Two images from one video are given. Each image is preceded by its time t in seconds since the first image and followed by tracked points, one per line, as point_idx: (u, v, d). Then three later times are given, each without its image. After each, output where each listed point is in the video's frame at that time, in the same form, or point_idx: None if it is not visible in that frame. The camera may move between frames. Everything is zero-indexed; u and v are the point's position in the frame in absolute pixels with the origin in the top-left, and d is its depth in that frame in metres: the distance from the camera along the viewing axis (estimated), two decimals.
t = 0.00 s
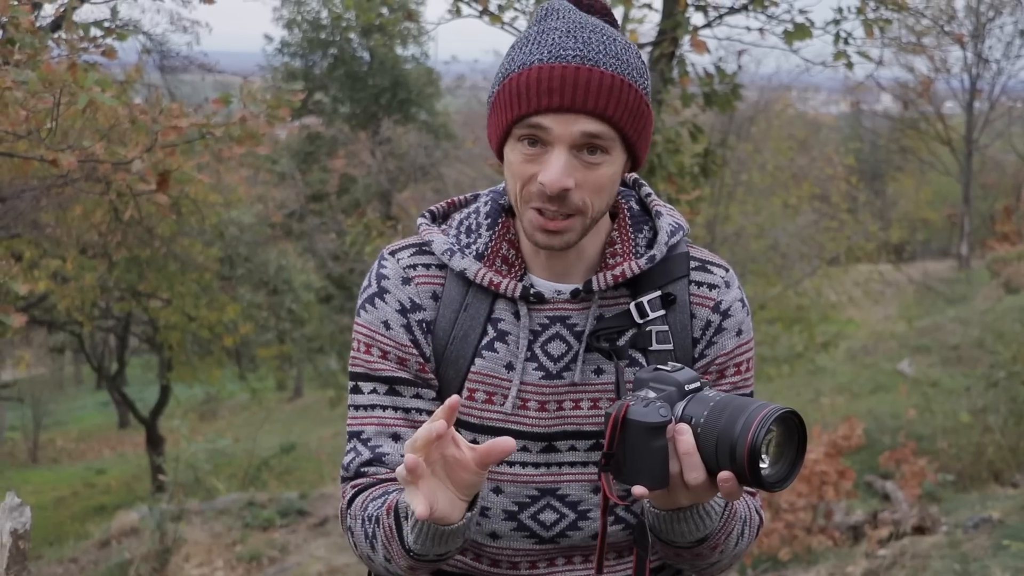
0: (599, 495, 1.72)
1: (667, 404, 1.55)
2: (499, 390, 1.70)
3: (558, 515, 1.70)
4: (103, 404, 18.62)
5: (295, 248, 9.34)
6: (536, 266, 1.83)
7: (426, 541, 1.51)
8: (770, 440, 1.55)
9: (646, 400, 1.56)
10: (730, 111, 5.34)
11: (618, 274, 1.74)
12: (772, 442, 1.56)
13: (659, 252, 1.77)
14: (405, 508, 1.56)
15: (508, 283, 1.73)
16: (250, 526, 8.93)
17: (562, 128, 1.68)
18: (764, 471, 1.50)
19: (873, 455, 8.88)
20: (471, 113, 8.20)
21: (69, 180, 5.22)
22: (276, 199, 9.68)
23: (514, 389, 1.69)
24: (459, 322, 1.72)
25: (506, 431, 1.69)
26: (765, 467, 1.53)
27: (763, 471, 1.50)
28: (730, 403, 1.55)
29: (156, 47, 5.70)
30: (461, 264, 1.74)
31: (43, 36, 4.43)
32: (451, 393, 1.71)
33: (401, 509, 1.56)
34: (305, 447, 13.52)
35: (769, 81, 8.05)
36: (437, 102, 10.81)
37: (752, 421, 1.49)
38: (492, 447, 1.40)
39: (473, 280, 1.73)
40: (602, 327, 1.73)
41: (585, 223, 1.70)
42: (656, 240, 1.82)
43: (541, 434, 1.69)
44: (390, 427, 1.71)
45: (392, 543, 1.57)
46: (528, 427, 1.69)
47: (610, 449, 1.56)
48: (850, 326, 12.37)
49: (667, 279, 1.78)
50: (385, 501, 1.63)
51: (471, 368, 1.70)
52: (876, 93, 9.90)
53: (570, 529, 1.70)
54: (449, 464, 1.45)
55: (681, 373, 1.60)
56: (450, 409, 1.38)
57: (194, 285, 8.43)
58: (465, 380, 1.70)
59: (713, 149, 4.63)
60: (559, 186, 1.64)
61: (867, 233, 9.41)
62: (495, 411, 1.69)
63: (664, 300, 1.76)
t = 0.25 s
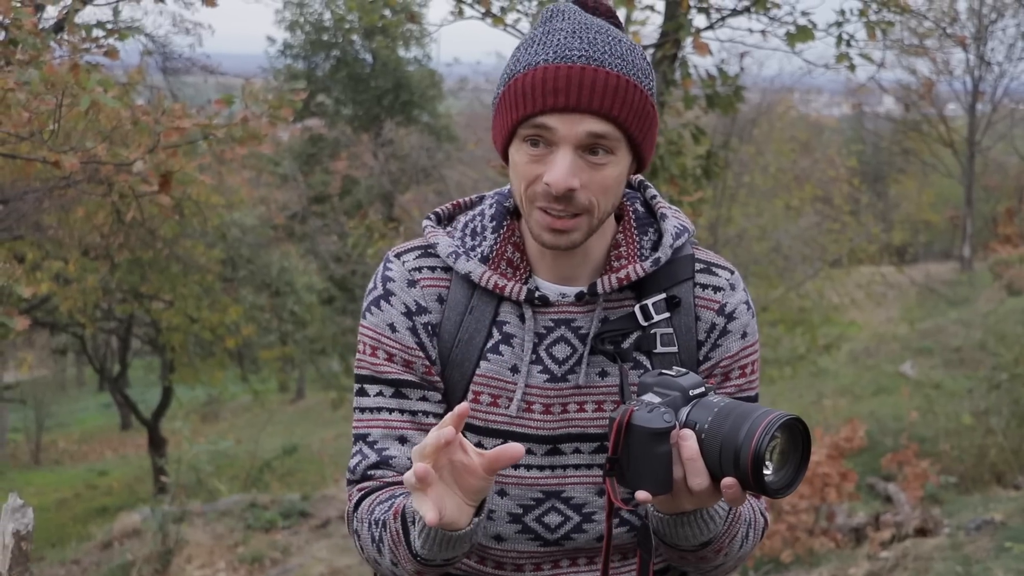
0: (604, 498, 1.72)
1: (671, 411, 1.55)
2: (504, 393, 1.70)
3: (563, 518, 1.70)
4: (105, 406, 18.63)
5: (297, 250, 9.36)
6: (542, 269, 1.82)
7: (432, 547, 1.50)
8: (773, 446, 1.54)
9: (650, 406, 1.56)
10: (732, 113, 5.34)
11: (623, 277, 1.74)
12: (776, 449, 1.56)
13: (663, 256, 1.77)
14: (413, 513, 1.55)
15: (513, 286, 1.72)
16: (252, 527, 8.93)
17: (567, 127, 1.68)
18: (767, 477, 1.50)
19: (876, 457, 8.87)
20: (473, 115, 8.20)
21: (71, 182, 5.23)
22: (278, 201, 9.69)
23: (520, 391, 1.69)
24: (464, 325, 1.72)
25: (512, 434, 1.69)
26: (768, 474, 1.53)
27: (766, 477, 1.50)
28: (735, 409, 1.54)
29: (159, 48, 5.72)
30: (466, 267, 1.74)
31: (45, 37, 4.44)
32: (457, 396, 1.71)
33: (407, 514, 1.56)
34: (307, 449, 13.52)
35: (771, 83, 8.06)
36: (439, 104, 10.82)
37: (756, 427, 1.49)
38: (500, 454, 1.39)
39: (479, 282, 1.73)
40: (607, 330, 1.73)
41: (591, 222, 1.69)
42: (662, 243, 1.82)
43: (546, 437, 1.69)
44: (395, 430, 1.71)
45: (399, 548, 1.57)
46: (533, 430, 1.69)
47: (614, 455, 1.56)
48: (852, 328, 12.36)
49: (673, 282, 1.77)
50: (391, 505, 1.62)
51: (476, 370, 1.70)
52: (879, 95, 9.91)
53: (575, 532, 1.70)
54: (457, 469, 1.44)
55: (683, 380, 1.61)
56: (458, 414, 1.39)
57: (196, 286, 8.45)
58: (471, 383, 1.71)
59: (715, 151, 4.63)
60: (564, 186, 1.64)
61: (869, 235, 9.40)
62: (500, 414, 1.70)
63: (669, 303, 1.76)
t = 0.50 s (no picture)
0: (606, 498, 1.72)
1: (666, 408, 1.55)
2: (505, 393, 1.70)
3: (564, 518, 1.70)
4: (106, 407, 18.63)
5: (298, 251, 9.37)
6: (543, 269, 1.83)
7: (437, 548, 1.50)
8: (768, 444, 1.54)
9: (646, 403, 1.56)
10: (734, 114, 5.35)
11: (624, 278, 1.74)
12: (771, 446, 1.56)
13: (664, 255, 1.77)
14: (415, 514, 1.55)
15: (514, 285, 1.73)
16: (252, 529, 8.93)
17: (560, 123, 1.68)
18: (762, 474, 1.50)
19: (876, 458, 8.87)
20: (474, 116, 8.21)
21: (72, 182, 5.23)
22: (279, 201, 9.70)
23: (521, 392, 1.69)
24: (466, 325, 1.73)
25: (512, 434, 1.69)
26: (764, 472, 1.52)
27: (762, 474, 1.50)
28: (731, 408, 1.54)
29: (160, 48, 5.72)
30: (467, 267, 1.74)
31: (46, 37, 4.45)
32: (457, 396, 1.72)
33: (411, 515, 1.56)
34: (308, 451, 13.51)
35: (773, 84, 8.06)
36: (441, 105, 10.83)
37: (751, 425, 1.49)
38: (509, 455, 1.40)
39: (479, 282, 1.73)
40: (607, 330, 1.73)
41: (586, 219, 1.69)
42: (663, 243, 1.82)
43: (547, 437, 1.69)
44: (396, 430, 1.71)
45: (401, 546, 1.56)
46: (534, 430, 1.69)
47: (611, 451, 1.56)
48: (853, 330, 12.36)
49: (673, 282, 1.78)
50: (394, 504, 1.62)
51: (477, 370, 1.71)
52: (881, 96, 9.90)
53: (577, 532, 1.70)
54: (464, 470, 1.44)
55: (681, 377, 1.61)
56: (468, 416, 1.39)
57: (197, 287, 8.46)
58: (472, 384, 1.71)
59: (716, 153, 4.64)
60: (558, 182, 1.64)
61: (870, 237, 9.40)
62: (501, 414, 1.70)
63: (670, 303, 1.76)
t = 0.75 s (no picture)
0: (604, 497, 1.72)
1: (665, 391, 1.57)
2: (500, 394, 1.71)
3: (562, 518, 1.69)
4: (103, 409, 18.62)
5: (295, 252, 9.37)
6: (536, 269, 1.84)
7: (443, 478, 1.46)
8: (767, 424, 1.55)
9: (645, 386, 1.57)
10: (730, 115, 5.36)
11: (617, 276, 1.75)
12: (770, 426, 1.56)
13: (657, 253, 1.77)
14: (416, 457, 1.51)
15: (507, 286, 1.74)
16: (250, 530, 8.93)
17: (559, 112, 1.69)
18: (762, 455, 1.50)
19: (874, 458, 8.88)
20: (471, 118, 8.21)
21: (69, 184, 5.23)
22: (276, 203, 9.71)
23: (516, 392, 1.71)
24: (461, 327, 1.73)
25: (508, 435, 1.70)
26: (764, 452, 1.53)
27: (762, 455, 1.50)
28: (727, 388, 1.55)
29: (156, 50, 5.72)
30: (460, 268, 1.74)
31: (41, 40, 4.45)
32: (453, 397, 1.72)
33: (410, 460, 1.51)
34: (306, 452, 13.51)
35: (769, 85, 8.07)
36: (438, 107, 10.84)
37: (750, 405, 1.50)
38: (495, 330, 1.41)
39: (473, 284, 1.74)
40: (601, 329, 1.74)
41: (585, 206, 1.69)
42: (655, 241, 1.82)
43: (543, 437, 1.69)
44: (394, 431, 1.70)
45: (405, 500, 1.51)
46: (530, 431, 1.69)
47: (610, 436, 1.58)
48: (850, 330, 12.37)
49: (667, 280, 1.78)
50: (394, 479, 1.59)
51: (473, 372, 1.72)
52: (877, 97, 9.92)
53: (575, 532, 1.70)
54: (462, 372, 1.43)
55: (679, 362, 1.62)
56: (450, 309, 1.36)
57: (194, 289, 8.45)
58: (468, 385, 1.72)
59: (712, 153, 4.64)
60: (557, 169, 1.65)
61: (867, 237, 9.42)
62: (497, 415, 1.70)
63: (664, 301, 1.76)
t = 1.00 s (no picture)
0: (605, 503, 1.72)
1: (676, 393, 1.57)
2: (499, 400, 1.70)
3: (564, 524, 1.69)
4: (102, 410, 18.60)
5: (294, 253, 9.37)
6: (533, 272, 1.84)
7: (441, 521, 1.51)
8: (780, 423, 1.56)
9: (655, 388, 1.58)
10: (729, 116, 5.35)
11: (616, 279, 1.75)
12: (783, 425, 1.57)
13: (655, 255, 1.78)
14: (412, 491, 1.55)
15: (505, 291, 1.73)
16: (249, 531, 8.91)
17: (555, 102, 1.69)
18: (775, 455, 1.50)
19: (872, 460, 8.88)
20: (470, 119, 8.21)
21: (68, 185, 5.22)
22: (275, 204, 9.72)
23: (515, 398, 1.70)
24: (458, 333, 1.73)
25: (508, 441, 1.69)
26: (777, 451, 1.53)
27: (775, 454, 1.50)
28: (740, 387, 1.55)
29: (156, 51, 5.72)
30: (457, 274, 1.74)
31: (40, 40, 4.44)
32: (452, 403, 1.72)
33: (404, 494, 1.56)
34: (304, 454, 13.50)
35: (769, 87, 8.07)
36: (437, 108, 10.84)
37: (762, 405, 1.50)
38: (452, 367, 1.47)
39: (471, 290, 1.73)
40: (600, 333, 1.74)
41: (582, 197, 1.69)
42: (653, 242, 1.82)
43: (544, 442, 1.69)
44: (394, 439, 1.71)
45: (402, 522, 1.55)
46: (531, 437, 1.69)
47: (619, 439, 1.58)
48: (849, 331, 12.37)
49: (665, 281, 1.78)
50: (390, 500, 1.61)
51: (471, 378, 1.71)
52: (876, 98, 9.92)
53: (576, 538, 1.70)
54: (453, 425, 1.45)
55: (687, 363, 1.62)
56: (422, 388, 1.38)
57: (193, 289, 8.45)
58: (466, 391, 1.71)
59: (711, 154, 4.64)
60: (555, 158, 1.64)
61: (866, 238, 9.42)
62: (496, 421, 1.70)
63: (663, 303, 1.77)
